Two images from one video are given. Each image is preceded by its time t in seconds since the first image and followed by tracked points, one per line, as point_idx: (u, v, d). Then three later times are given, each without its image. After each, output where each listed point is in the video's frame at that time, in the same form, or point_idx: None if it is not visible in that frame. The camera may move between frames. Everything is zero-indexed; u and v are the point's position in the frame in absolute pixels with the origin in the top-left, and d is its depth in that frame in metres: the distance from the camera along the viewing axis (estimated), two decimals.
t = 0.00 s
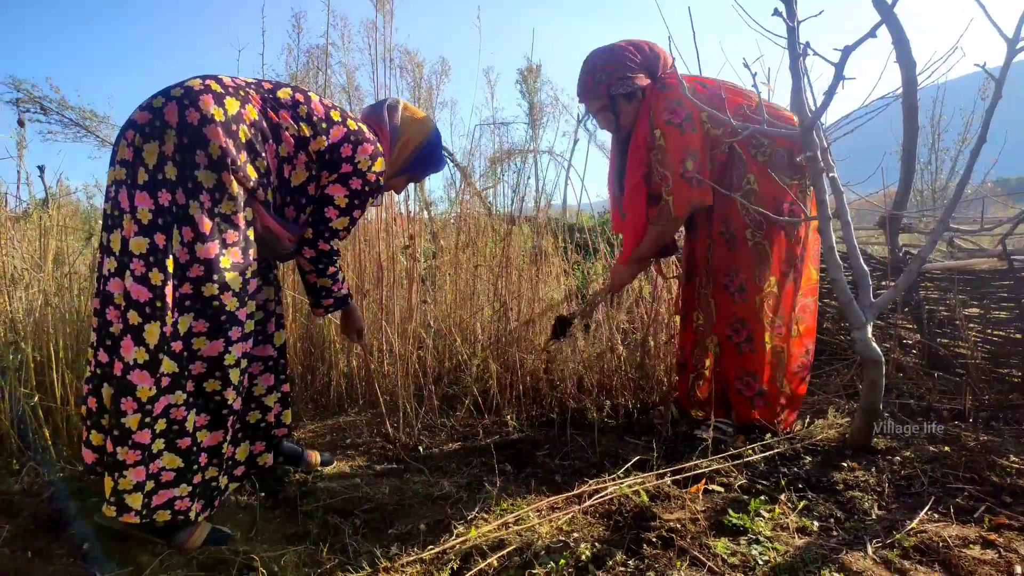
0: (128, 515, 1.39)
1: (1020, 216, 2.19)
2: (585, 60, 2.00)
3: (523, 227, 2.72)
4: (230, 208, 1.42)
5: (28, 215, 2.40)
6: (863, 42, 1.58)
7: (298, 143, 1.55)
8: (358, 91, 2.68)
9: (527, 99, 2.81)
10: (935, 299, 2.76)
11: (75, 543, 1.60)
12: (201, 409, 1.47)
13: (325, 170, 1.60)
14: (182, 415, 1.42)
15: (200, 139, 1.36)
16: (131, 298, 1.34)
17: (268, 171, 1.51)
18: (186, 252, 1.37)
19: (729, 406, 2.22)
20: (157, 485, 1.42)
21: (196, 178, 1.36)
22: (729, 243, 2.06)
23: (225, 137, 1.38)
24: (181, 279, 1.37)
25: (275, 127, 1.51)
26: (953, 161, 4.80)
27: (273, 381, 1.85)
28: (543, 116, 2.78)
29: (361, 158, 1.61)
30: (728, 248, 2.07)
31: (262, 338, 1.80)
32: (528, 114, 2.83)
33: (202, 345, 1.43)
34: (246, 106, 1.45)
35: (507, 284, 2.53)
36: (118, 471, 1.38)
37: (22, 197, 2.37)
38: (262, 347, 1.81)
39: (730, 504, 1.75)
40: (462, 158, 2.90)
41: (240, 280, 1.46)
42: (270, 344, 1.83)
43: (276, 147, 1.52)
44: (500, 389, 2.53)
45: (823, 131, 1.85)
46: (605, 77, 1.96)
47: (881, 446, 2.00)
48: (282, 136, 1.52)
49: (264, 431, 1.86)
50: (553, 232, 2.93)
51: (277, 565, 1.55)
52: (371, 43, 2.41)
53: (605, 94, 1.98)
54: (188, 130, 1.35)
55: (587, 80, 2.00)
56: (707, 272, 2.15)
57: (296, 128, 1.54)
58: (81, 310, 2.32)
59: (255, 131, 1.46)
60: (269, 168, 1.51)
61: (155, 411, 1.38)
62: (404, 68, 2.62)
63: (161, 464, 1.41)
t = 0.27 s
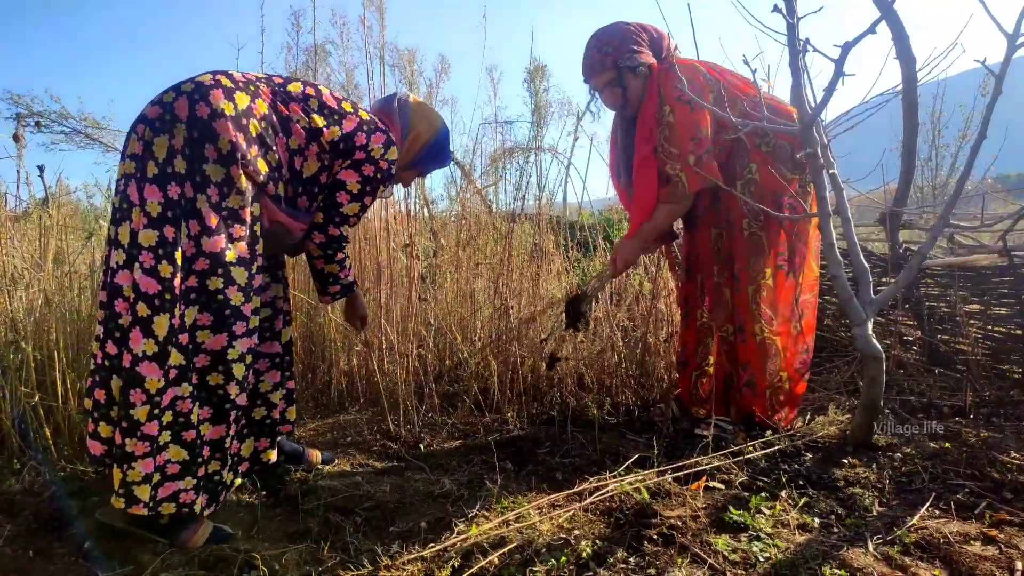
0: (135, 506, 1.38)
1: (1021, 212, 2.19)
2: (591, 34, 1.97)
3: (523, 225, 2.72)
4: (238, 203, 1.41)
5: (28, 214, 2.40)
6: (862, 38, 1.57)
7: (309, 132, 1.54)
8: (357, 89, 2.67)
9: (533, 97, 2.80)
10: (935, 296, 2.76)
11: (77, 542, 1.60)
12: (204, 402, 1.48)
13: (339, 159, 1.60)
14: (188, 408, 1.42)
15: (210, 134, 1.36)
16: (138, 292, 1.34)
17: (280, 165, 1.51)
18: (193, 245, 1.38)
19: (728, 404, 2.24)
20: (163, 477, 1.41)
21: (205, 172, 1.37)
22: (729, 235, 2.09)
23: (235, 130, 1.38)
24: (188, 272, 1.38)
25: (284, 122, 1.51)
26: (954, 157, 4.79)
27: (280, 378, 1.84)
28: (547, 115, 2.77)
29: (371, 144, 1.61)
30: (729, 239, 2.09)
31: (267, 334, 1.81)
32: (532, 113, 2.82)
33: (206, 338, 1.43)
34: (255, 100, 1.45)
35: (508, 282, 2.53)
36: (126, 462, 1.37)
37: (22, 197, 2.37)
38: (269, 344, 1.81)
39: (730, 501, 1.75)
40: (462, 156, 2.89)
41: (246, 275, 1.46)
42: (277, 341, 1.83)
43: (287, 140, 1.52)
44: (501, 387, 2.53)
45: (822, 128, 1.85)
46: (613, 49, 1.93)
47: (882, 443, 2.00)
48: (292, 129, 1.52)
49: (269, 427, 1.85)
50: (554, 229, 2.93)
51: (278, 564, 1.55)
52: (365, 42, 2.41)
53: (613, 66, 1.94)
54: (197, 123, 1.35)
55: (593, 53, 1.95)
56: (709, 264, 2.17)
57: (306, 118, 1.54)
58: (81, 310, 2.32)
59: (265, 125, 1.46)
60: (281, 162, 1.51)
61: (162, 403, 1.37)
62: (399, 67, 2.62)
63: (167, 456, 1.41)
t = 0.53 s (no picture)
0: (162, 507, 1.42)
1: (1020, 214, 2.19)
2: (597, 31, 1.97)
3: (523, 226, 2.72)
4: (239, 194, 1.43)
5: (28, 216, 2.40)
6: (862, 40, 1.57)
7: (296, 96, 1.50)
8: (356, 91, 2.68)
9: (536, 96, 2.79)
10: (934, 298, 2.75)
11: (75, 544, 1.60)
12: (233, 398, 1.49)
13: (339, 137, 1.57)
14: (210, 405, 1.44)
15: (196, 128, 1.36)
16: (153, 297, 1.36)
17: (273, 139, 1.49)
18: (203, 244, 1.38)
19: (729, 406, 2.24)
20: (189, 473, 1.45)
21: (200, 168, 1.38)
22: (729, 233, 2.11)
23: (223, 121, 1.38)
24: (202, 272, 1.39)
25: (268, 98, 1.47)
26: (954, 159, 4.80)
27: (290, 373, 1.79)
28: (549, 114, 2.77)
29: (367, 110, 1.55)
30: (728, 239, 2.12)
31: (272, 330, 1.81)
32: (535, 112, 2.82)
33: (229, 334, 1.45)
34: (235, 80, 1.43)
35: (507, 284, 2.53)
36: (156, 467, 1.39)
37: (21, 199, 2.37)
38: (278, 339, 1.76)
39: (730, 503, 1.75)
40: (463, 157, 2.89)
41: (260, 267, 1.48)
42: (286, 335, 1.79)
43: (276, 110, 1.49)
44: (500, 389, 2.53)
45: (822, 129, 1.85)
46: (620, 44, 1.93)
47: (882, 445, 2.00)
48: (277, 97, 1.48)
49: (280, 420, 1.81)
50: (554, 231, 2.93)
51: (278, 566, 1.55)
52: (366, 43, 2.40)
53: (621, 61, 1.94)
54: (183, 121, 1.36)
55: (601, 49, 1.95)
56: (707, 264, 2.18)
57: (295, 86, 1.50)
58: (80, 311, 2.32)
59: (252, 103, 1.45)
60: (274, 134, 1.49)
61: (184, 403, 1.40)
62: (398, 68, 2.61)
63: (191, 453, 1.44)
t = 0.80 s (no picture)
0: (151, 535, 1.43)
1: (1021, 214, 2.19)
2: (601, 19, 1.97)
3: (523, 226, 2.72)
4: (199, 209, 1.39)
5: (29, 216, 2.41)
6: (863, 40, 1.57)
7: (252, 93, 1.41)
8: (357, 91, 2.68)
9: (532, 94, 2.80)
10: (935, 298, 2.76)
11: (76, 544, 1.60)
12: (210, 420, 1.46)
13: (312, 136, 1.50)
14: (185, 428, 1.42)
15: (151, 140, 1.34)
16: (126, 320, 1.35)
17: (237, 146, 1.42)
18: (163, 262, 1.37)
19: (731, 407, 2.23)
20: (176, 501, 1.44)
21: (158, 183, 1.36)
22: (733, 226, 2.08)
23: (177, 131, 1.35)
24: (162, 293, 1.37)
25: (225, 100, 1.39)
26: (954, 159, 4.81)
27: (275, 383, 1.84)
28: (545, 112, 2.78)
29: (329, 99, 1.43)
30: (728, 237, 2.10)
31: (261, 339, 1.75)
32: (531, 112, 2.83)
33: (198, 355, 1.41)
34: (191, 84, 1.37)
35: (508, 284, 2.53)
36: (172, 490, 1.43)
37: (23, 199, 2.39)
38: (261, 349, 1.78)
39: (731, 504, 1.75)
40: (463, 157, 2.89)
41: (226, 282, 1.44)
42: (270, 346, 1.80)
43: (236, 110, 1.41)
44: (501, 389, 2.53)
45: (823, 129, 1.85)
46: (625, 31, 1.92)
47: (883, 445, 2.00)
48: (234, 97, 1.40)
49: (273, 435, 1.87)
50: (554, 231, 2.93)
51: (279, 566, 1.55)
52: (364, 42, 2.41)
53: (632, 44, 1.92)
54: (137, 134, 1.34)
55: (605, 35, 1.95)
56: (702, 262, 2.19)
57: (250, 86, 1.41)
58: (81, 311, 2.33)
59: (209, 107, 1.38)
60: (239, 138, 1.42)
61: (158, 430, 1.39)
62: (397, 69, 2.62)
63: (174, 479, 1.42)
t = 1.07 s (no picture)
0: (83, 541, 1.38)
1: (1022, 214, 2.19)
2: (598, 24, 1.97)
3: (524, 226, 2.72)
4: (158, 205, 1.37)
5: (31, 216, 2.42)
6: (864, 39, 1.57)
7: (220, 87, 1.39)
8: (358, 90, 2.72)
9: (527, 97, 2.81)
10: (937, 297, 2.76)
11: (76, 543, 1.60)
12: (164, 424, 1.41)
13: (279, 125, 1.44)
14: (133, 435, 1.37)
15: (112, 134, 1.34)
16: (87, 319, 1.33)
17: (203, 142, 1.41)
18: (117, 259, 1.35)
19: (731, 407, 2.22)
20: (118, 509, 1.40)
21: (115, 178, 1.35)
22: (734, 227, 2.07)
23: (137, 125, 1.34)
24: (117, 291, 1.35)
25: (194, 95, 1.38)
26: (955, 159, 4.81)
27: (254, 393, 1.82)
28: (542, 115, 2.78)
29: (287, 80, 1.37)
30: (728, 238, 2.09)
31: (238, 348, 1.75)
32: (528, 115, 2.82)
33: (152, 356, 1.37)
34: (158, 79, 1.37)
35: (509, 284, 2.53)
36: (97, 500, 1.37)
37: (24, 199, 2.40)
38: (240, 357, 1.77)
39: (732, 503, 1.75)
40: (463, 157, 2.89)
41: (186, 281, 1.40)
42: (249, 354, 1.78)
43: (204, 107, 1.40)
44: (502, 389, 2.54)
45: (824, 128, 1.85)
46: (622, 36, 1.93)
47: (884, 445, 2.00)
48: (202, 91, 1.39)
49: (246, 445, 1.86)
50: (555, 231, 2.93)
51: (280, 566, 1.55)
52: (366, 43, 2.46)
53: (626, 53, 1.93)
54: (98, 128, 1.33)
55: (602, 40, 1.95)
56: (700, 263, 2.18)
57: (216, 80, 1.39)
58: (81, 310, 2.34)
59: (175, 101, 1.37)
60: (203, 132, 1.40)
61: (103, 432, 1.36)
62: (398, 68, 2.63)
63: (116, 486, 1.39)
